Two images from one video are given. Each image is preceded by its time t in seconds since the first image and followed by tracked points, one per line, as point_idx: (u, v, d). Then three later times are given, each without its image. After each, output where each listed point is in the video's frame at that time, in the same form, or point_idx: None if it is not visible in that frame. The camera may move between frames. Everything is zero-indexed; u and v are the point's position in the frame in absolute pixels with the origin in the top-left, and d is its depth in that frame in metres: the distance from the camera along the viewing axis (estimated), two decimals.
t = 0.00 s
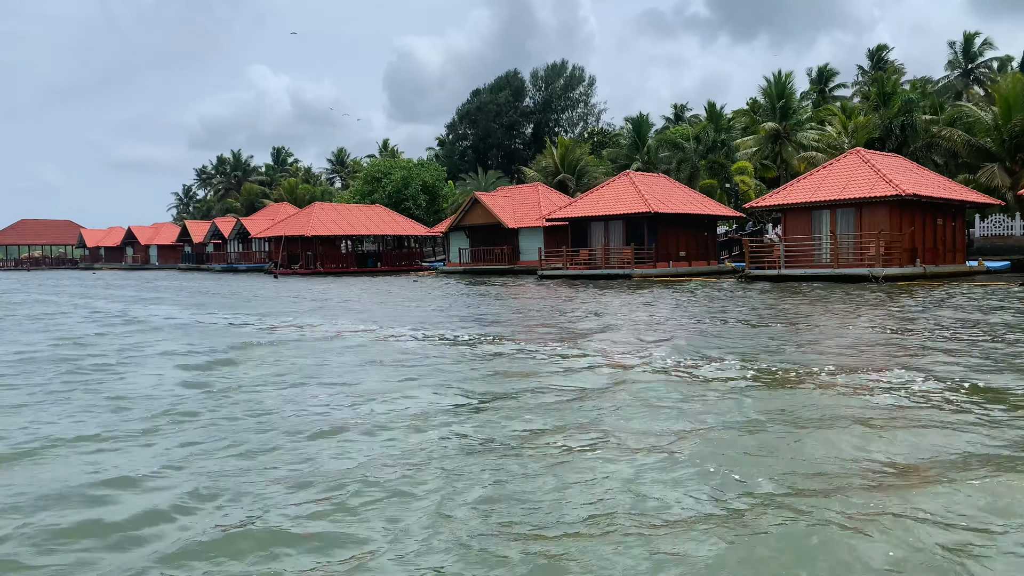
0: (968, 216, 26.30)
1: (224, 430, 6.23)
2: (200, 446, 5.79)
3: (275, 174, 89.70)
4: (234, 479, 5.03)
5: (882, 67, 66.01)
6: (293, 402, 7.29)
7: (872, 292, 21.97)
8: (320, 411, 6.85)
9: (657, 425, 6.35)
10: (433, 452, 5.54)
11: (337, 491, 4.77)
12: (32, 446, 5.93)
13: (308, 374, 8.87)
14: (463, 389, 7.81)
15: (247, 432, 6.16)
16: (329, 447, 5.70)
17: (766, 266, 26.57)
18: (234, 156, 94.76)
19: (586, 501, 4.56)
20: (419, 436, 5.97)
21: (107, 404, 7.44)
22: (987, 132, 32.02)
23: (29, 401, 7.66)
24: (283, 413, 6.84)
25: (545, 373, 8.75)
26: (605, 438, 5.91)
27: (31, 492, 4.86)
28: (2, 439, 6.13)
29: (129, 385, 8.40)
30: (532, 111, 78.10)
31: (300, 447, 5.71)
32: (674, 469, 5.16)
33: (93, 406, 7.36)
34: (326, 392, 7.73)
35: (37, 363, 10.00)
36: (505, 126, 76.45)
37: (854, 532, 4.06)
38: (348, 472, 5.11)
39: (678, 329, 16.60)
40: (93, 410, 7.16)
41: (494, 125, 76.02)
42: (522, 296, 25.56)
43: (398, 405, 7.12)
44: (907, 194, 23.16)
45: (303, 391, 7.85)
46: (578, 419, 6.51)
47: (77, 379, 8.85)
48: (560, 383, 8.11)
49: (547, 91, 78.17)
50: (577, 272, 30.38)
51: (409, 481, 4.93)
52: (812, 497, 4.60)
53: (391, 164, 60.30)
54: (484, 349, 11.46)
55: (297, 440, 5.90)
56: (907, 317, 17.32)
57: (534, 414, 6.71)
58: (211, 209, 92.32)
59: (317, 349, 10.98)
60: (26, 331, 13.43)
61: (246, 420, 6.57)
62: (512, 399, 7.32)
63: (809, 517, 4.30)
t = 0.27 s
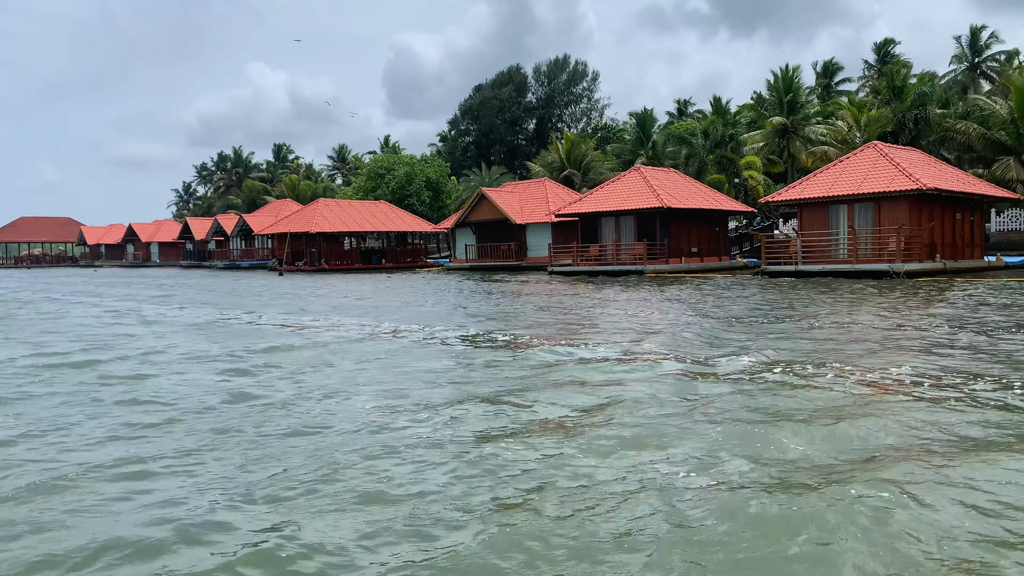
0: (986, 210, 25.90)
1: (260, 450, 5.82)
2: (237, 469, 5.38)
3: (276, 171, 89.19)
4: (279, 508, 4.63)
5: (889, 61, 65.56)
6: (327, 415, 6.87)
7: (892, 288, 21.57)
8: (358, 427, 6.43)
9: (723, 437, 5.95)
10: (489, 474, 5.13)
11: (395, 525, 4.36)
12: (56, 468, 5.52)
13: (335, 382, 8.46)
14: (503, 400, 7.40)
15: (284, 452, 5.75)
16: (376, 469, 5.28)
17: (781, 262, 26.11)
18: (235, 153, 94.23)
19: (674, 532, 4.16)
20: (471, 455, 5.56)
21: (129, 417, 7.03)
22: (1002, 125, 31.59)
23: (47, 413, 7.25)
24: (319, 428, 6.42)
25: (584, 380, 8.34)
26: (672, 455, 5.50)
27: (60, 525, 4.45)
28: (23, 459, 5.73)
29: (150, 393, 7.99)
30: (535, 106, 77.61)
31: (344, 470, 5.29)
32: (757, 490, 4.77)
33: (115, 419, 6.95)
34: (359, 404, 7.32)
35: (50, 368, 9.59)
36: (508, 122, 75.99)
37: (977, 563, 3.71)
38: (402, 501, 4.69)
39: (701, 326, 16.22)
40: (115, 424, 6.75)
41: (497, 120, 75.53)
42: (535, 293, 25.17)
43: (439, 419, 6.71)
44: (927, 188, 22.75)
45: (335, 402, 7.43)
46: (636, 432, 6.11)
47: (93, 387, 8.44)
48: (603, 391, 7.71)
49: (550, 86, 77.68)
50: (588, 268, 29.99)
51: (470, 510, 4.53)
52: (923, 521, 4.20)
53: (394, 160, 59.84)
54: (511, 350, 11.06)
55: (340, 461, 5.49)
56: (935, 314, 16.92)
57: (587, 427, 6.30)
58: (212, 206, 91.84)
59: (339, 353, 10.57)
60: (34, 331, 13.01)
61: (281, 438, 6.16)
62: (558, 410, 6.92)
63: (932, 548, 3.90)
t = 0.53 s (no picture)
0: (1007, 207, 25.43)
1: (306, 478, 5.44)
2: (287, 500, 5.00)
3: (278, 170, 88.72)
4: (341, 547, 4.25)
5: (896, 58, 65.11)
6: (369, 435, 6.50)
7: (916, 288, 21.11)
8: (405, 450, 6.05)
9: (805, 460, 5.52)
10: (561, 505, 4.75)
11: (470, 568, 3.98)
12: (91, 499, 5.15)
13: (370, 396, 8.09)
14: (551, 417, 7.02)
15: (333, 480, 5.37)
16: (436, 501, 4.90)
17: (799, 261, 25.68)
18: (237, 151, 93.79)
19: None
20: (534, 482, 5.18)
21: (160, 436, 6.66)
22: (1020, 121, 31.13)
23: (72, 432, 6.88)
24: (365, 451, 6.05)
25: (630, 395, 7.95)
26: (753, 480, 5.12)
27: (104, 570, 4.08)
28: (50, 491, 5.28)
29: (178, 409, 7.62)
30: (539, 104, 77.17)
31: (401, 502, 4.91)
32: (862, 523, 4.37)
33: (146, 440, 6.58)
34: (400, 422, 6.93)
35: (69, 378, 9.21)
36: (512, 120, 75.54)
37: None
38: (474, 543, 4.27)
39: (727, 327, 15.77)
40: (146, 447, 6.38)
41: (501, 118, 75.09)
42: (549, 294, 24.72)
43: (489, 439, 6.33)
44: (950, 185, 22.28)
45: (374, 421, 7.05)
46: (706, 454, 5.72)
47: (117, 400, 8.06)
48: (654, 407, 7.32)
49: (554, 84, 77.23)
50: (601, 268, 29.53)
51: (553, 555, 4.10)
52: None
53: (398, 159, 59.40)
54: (542, 357, 10.61)
55: (395, 490, 5.11)
56: (967, 314, 16.46)
57: (649, 449, 5.92)
58: (214, 205, 91.42)
59: (366, 361, 10.19)
60: (46, 336, 12.63)
61: (327, 463, 5.78)
62: (613, 429, 6.53)
63: None
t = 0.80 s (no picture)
0: None
1: (356, 488, 4.99)
2: (339, 515, 4.55)
3: (282, 170, 88.32)
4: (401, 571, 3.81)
5: (904, 55, 64.64)
6: (417, 438, 6.06)
7: (941, 285, 20.68)
8: (456, 457, 5.59)
9: (891, 470, 5.08)
10: (637, 523, 4.31)
11: None
12: (124, 509, 4.69)
13: (406, 397, 7.62)
14: (606, 421, 6.54)
15: (384, 490, 4.91)
16: (503, 519, 4.43)
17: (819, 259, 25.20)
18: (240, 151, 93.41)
19: None
20: (608, 494, 4.74)
21: (189, 438, 6.21)
22: None
23: (93, 434, 6.42)
24: (412, 458, 5.58)
25: (682, 397, 7.47)
26: (853, 495, 4.64)
27: None
28: (73, 501, 4.86)
29: (203, 410, 7.15)
30: (544, 102, 76.73)
31: (463, 520, 4.46)
32: (981, 543, 3.92)
33: (176, 442, 6.13)
34: (444, 427, 6.46)
35: (85, 377, 8.76)
36: (517, 118, 75.11)
37: None
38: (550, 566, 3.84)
39: (753, 325, 15.34)
40: (177, 449, 5.93)
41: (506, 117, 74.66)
42: (563, 292, 24.30)
43: (543, 446, 5.86)
44: (974, 180, 21.82)
45: (415, 424, 6.58)
46: (785, 466, 5.23)
47: (139, 400, 7.62)
48: (712, 412, 6.84)
49: (558, 82, 76.80)
50: (614, 266, 29.09)
51: None
52: None
53: (404, 158, 58.99)
54: (575, 358, 10.19)
55: (454, 507, 4.66)
56: (999, 311, 16.03)
57: (725, 456, 5.46)
58: (218, 205, 91.03)
59: (393, 363, 9.72)
60: (57, 338, 12.20)
61: (375, 472, 5.31)
62: (674, 434, 6.07)
63: None
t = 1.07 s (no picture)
0: None
1: (416, 502, 4.57)
2: (404, 533, 4.13)
3: (284, 169, 87.85)
4: None
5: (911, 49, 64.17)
6: (470, 446, 5.62)
7: (967, 279, 20.22)
8: (517, 465, 5.18)
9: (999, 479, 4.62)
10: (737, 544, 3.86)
11: None
12: (162, 531, 4.26)
13: (447, 399, 7.20)
14: (666, 423, 6.11)
15: (447, 507, 4.47)
16: (587, 537, 4.01)
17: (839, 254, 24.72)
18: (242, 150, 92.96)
19: None
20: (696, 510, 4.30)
21: (226, 445, 5.79)
22: None
23: (119, 442, 5.97)
24: (469, 466, 5.16)
25: (739, 396, 7.05)
26: (963, 510, 4.20)
27: None
28: (106, 521, 4.43)
29: (233, 414, 6.72)
30: (548, 99, 76.25)
31: (534, 540, 4.03)
32: None
33: (213, 449, 5.70)
34: (494, 430, 6.03)
35: (107, 380, 8.34)
36: (521, 115, 74.63)
37: None
38: None
39: (782, 320, 14.89)
40: (215, 457, 5.50)
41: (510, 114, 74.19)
42: (579, 290, 23.84)
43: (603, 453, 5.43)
44: (999, 173, 21.37)
45: (463, 426, 6.16)
46: (879, 474, 4.79)
47: (167, 404, 7.19)
48: (778, 413, 6.43)
49: (562, 78, 76.33)
50: (627, 263, 28.64)
51: None
52: None
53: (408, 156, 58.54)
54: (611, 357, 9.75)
55: (529, 522, 4.24)
56: None
57: (808, 462, 5.04)
58: (220, 205, 90.58)
59: (424, 363, 9.31)
60: (71, 341, 11.78)
61: (433, 482, 4.89)
62: (745, 436, 5.64)
63: None
